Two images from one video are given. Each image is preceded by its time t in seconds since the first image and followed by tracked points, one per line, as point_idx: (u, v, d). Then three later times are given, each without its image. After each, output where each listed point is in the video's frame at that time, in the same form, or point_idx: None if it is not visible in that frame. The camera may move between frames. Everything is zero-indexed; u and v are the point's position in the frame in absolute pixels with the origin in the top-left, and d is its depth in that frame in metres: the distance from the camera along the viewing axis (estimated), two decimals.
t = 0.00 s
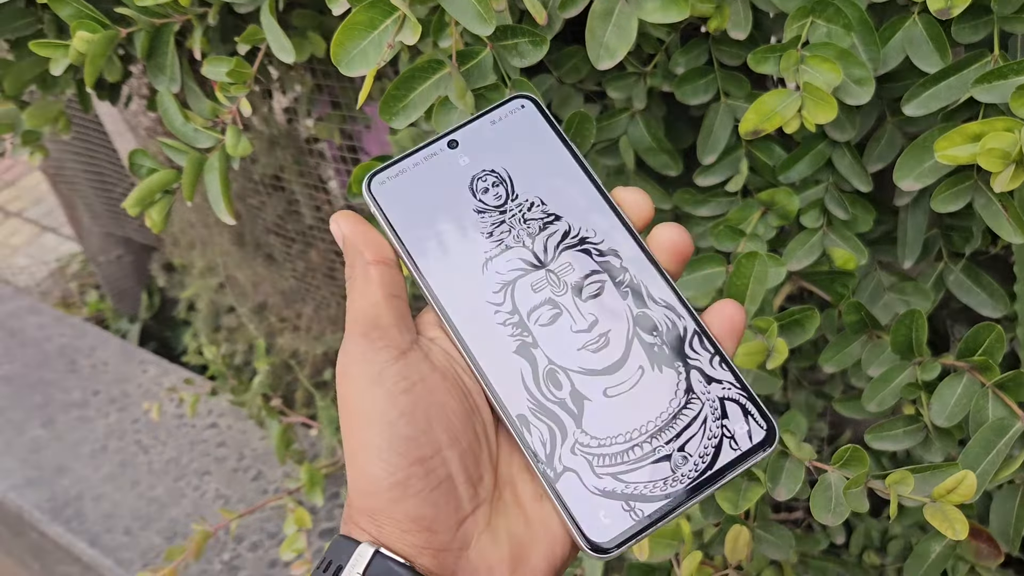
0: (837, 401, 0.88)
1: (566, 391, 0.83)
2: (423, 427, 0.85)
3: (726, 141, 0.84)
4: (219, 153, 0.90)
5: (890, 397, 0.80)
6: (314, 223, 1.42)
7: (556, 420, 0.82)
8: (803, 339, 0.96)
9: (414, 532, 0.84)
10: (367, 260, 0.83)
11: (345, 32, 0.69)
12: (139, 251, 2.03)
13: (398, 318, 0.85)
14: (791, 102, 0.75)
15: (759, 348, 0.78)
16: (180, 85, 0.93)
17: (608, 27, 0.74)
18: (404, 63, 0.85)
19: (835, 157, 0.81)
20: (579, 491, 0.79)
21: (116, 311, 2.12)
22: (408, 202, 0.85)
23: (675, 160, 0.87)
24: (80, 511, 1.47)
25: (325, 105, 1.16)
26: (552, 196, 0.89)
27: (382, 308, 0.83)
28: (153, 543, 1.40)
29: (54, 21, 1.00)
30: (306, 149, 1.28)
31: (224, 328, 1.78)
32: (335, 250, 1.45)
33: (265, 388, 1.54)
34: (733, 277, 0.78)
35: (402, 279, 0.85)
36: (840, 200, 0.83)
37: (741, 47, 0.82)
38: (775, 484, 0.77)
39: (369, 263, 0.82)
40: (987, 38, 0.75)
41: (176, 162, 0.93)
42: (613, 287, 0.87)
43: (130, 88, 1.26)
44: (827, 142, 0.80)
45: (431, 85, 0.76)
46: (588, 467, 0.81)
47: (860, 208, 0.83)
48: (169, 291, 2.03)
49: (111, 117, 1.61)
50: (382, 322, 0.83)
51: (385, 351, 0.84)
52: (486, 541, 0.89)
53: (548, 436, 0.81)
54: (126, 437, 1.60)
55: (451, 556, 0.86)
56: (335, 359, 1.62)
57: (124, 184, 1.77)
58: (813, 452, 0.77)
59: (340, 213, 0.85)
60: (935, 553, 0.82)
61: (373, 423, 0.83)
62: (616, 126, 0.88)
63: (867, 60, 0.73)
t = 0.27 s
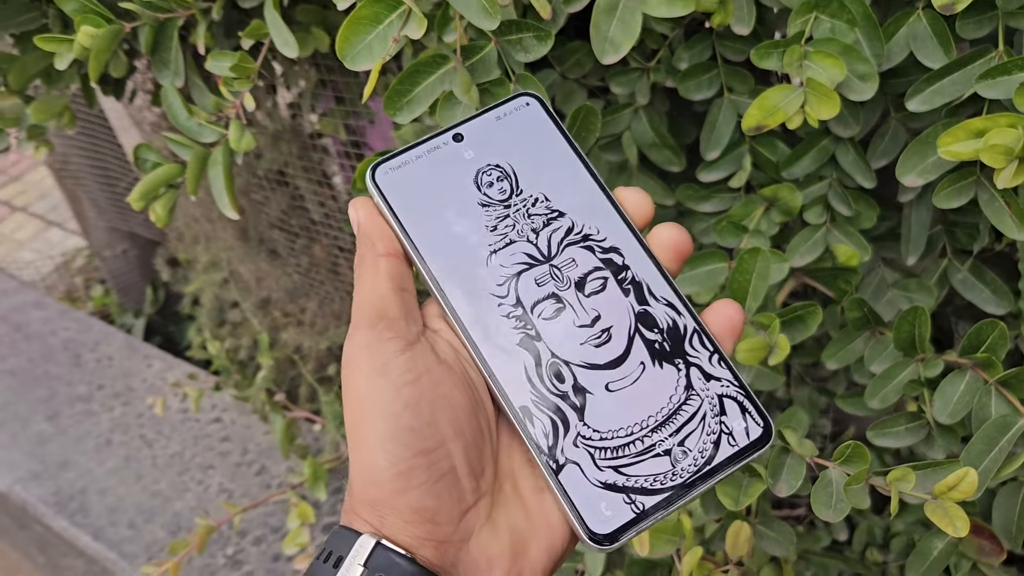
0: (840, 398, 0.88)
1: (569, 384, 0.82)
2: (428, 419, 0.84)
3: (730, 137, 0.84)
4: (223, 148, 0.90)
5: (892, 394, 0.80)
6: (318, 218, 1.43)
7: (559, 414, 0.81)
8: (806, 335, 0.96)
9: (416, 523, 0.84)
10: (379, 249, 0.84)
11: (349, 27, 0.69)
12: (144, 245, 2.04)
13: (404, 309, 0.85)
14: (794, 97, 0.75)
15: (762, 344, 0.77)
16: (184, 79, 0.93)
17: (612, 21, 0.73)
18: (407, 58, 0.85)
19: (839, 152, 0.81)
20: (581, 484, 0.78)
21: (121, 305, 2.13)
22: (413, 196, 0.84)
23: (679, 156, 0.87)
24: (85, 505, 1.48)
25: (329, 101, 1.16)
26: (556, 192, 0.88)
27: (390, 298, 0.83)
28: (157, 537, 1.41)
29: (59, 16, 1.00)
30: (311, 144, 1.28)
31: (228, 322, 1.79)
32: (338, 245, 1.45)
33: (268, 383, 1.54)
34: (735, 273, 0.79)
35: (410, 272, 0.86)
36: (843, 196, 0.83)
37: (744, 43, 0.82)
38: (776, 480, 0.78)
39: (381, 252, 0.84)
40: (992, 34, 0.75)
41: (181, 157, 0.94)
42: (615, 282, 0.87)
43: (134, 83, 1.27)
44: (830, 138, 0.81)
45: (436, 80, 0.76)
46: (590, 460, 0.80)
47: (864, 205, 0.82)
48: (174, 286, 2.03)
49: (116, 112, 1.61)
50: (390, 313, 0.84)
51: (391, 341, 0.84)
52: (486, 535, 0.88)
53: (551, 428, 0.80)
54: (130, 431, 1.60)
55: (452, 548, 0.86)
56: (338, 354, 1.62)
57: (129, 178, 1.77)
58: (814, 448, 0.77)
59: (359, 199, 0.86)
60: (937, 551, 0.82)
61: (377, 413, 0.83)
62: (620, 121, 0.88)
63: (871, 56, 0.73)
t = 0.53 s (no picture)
0: (842, 395, 0.88)
1: (568, 377, 0.82)
2: (430, 409, 0.83)
3: (732, 133, 0.84)
4: (227, 144, 0.90)
5: (894, 391, 0.79)
6: (321, 214, 1.43)
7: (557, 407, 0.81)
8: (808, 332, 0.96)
9: (415, 512, 0.82)
10: (382, 236, 0.83)
11: (348, 21, 0.69)
12: (148, 241, 2.05)
13: (409, 298, 0.84)
14: (797, 94, 0.74)
15: (762, 341, 0.77)
16: (188, 76, 0.94)
17: (613, 17, 0.73)
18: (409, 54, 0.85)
19: (842, 149, 0.81)
20: (580, 476, 0.78)
21: (126, 300, 2.13)
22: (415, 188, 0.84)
23: (680, 152, 0.87)
24: (89, 499, 1.49)
25: (333, 96, 1.17)
26: (557, 190, 0.89)
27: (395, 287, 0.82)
28: (161, 531, 1.42)
29: (64, 12, 1.00)
30: (314, 140, 1.29)
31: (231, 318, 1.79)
32: (342, 241, 1.45)
33: (271, 378, 1.55)
34: (736, 269, 0.79)
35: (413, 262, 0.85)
36: (845, 192, 0.82)
37: (747, 39, 0.82)
38: (776, 477, 0.77)
39: (384, 239, 0.83)
40: (996, 30, 0.74)
41: (185, 153, 0.94)
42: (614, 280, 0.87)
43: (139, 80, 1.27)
44: (832, 135, 0.80)
45: (435, 75, 0.76)
46: (588, 453, 0.80)
47: (866, 201, 0.82)
48: (178, 281, 2.04)
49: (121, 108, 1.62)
50: (394, 301, 0.83)
51: (394, 330, 0.83)
52: (483, 525, 0.87)
53: (550, 421, 0.80)
54: (135, 426, 1.61)
55: (449, 538, 0.85)
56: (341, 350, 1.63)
57: (134, 174, 1.78)
58: (814, 445, 0.77)
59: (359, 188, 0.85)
60: (938, 548, 0.82)
61: (379, 402, 0.82)
62: (622, 116, 0.87)
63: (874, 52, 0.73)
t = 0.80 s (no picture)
0: (845, 393, 0.88)
1: (572, 371, 0.82)
2: (439, 394, 0.83)
3: (734, 130, 0.84)
4: (228, 140, 0.91)
5: (897, 389, 0.79)
6: (324, 210, 1.43)
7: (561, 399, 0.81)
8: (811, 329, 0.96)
9: (418, 496, 0.82)
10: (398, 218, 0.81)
11: (347, 18, 0.69)
12: (154, 236, 2.05)
13: (422, 283, 0.83)
14: (799, 90, 0.74)
15: (763, 338, 0.77)
16: (190, 71, 0.94)
17: (614, 13, 0.73)
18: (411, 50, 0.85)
19: (844, 146, 0.80)
20: (580, 470, 0.78)
21: (132, 296, 2.14)
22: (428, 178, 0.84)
23: (683, 149, 0.87)
24: (94, 493, 1.50)
25: (337, 92, 1.17)
26: (567, 187, 0.89)
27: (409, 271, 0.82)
28: (165, 526, 1.42)
29: (67, 7, 1.01)
30: (318, 136, 1.29)
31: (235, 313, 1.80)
32: (345, 237, 1.45)
33: (275, 373, 1.55)
34: (737, 266, 0.79)
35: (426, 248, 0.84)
36: (848, 189, 0.82)
37: (749, 35, 0.81)
38: (777, 475, 0.77)
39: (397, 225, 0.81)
40: (1001, 26, 0.74)
41: (187, 148, 0.94)
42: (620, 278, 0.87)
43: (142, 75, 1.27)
44: (835, 132, 0.80)
45: (435, 71, 0.76)
46: (589, 447, 0.79)
47: (869, 198, 0.82)
48: (183, 276, 2.05)
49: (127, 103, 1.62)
50: (407, 286, 0.82)
51: (406, 314, 0.82)
52: (483, 514, 0.87)
53: (553, 413, 0.80)
54: (139, 421, 1.62)
55: (449, 524, 0.84)
56: (345, 346, 1.63)
57: (139, 169, 1.78)
58: (815, 443, 0.77)
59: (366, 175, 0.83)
60: (940, 546, 0.82)
61: (388, 385, 0.81)
62: (625, 113, 0.87)
63: (877, 48, 0.73)
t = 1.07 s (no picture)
0: (847, 390, 0.88)
1: (572, 362, 0.81)
2: (444, 361, 0.81)
3: (737, 126, 0.84)
4: (229, 136, 0.91)
5: (899, 386, 0.79)
6: (327, 206, 1.43)
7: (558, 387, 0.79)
8: (814, 326, 0.96)
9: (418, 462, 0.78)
10: (411, 212, 0.81)
11: (350, 14, 0.70)
12: (158, 232, 2.06)
13: (434, 267, 0.82)
14: (802, 86, 0.74)
15: (765, 335, 0.77)
16: (191, 67, 0.94)
17: (616, 9, 0.73)
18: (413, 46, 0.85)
19: (848, 142, 0.80)
20: (575, 455, 0.75)
21: (136, 291, 2.15)
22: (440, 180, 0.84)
23: (685, 145, 0.87)
24: (98, 488, 1.51)
25: (340, 88, 1.17)
26: (579, 193, 0.88)
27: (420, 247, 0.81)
28: (169, 521, 1.43)
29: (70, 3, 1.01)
30: (322, 132, 1.29)
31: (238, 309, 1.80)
32: (349, 233, 1.45)
33: (278, 369, 1.55)
34: (739, 263, 0.79)
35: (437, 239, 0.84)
36: (851, 185, 0.82)
37: (752, 31, 0.81)
38: (778, 472, 0.77)
39: (410, 215, 0.81)
40: (1006, 21, 0.73)
41: (187, 144, 0.95)
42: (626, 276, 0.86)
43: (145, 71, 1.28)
44: (838, 128, 0.80)
45: (438, 67, 0.76)
46: (586, 434, 0.77)
47: (871, 195, 0.82)
48: (187, 272, 2.05)
49: (131, 99, 1.63)
50: (419, 269, 0.81)
51: (417, 291, 0.81)
52: (482, 486, 0.83)
53: (551, 400, 0.78)
54: (143, 416, 1.63)
55: (446, 494, 0.80)
56: (348, 341, 1.63)
57: (143, 165, 1.79)
58: (817, 440, 0.77)
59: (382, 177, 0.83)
60: (942, 543, 0.82)
61: (394, 351, 0.79)
62: (627, 109, 0.87)
63: (880, 44, 0.72)
